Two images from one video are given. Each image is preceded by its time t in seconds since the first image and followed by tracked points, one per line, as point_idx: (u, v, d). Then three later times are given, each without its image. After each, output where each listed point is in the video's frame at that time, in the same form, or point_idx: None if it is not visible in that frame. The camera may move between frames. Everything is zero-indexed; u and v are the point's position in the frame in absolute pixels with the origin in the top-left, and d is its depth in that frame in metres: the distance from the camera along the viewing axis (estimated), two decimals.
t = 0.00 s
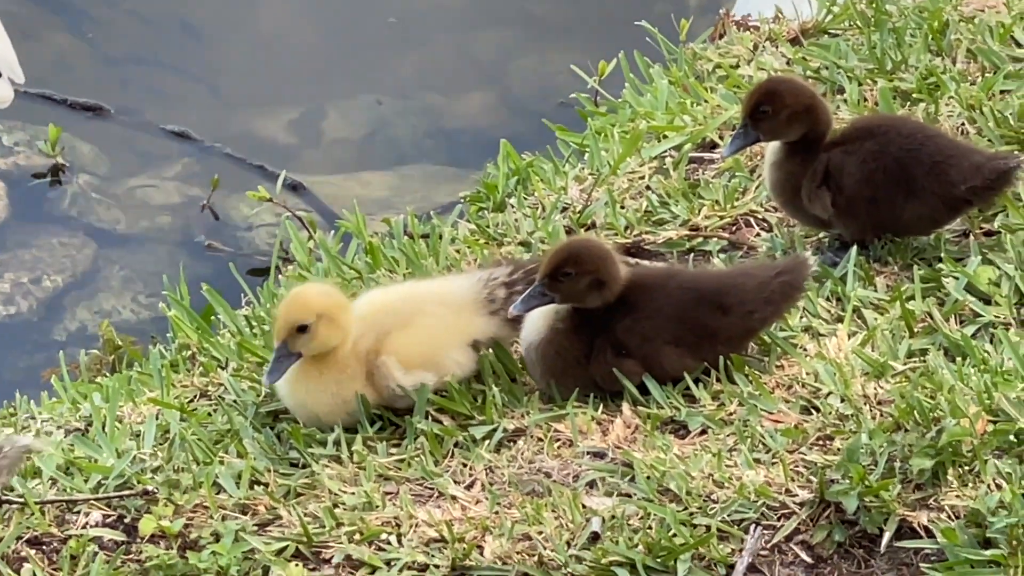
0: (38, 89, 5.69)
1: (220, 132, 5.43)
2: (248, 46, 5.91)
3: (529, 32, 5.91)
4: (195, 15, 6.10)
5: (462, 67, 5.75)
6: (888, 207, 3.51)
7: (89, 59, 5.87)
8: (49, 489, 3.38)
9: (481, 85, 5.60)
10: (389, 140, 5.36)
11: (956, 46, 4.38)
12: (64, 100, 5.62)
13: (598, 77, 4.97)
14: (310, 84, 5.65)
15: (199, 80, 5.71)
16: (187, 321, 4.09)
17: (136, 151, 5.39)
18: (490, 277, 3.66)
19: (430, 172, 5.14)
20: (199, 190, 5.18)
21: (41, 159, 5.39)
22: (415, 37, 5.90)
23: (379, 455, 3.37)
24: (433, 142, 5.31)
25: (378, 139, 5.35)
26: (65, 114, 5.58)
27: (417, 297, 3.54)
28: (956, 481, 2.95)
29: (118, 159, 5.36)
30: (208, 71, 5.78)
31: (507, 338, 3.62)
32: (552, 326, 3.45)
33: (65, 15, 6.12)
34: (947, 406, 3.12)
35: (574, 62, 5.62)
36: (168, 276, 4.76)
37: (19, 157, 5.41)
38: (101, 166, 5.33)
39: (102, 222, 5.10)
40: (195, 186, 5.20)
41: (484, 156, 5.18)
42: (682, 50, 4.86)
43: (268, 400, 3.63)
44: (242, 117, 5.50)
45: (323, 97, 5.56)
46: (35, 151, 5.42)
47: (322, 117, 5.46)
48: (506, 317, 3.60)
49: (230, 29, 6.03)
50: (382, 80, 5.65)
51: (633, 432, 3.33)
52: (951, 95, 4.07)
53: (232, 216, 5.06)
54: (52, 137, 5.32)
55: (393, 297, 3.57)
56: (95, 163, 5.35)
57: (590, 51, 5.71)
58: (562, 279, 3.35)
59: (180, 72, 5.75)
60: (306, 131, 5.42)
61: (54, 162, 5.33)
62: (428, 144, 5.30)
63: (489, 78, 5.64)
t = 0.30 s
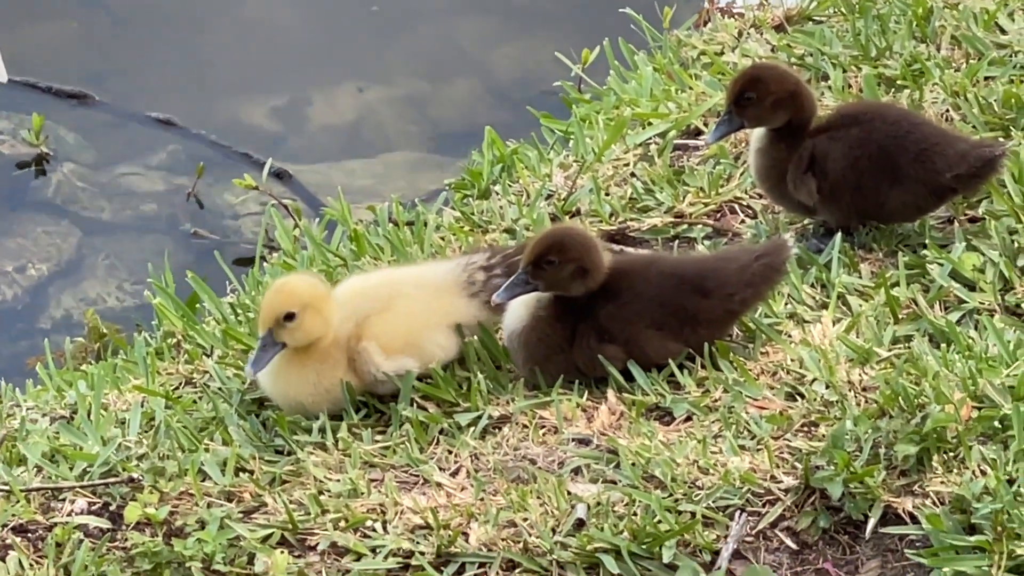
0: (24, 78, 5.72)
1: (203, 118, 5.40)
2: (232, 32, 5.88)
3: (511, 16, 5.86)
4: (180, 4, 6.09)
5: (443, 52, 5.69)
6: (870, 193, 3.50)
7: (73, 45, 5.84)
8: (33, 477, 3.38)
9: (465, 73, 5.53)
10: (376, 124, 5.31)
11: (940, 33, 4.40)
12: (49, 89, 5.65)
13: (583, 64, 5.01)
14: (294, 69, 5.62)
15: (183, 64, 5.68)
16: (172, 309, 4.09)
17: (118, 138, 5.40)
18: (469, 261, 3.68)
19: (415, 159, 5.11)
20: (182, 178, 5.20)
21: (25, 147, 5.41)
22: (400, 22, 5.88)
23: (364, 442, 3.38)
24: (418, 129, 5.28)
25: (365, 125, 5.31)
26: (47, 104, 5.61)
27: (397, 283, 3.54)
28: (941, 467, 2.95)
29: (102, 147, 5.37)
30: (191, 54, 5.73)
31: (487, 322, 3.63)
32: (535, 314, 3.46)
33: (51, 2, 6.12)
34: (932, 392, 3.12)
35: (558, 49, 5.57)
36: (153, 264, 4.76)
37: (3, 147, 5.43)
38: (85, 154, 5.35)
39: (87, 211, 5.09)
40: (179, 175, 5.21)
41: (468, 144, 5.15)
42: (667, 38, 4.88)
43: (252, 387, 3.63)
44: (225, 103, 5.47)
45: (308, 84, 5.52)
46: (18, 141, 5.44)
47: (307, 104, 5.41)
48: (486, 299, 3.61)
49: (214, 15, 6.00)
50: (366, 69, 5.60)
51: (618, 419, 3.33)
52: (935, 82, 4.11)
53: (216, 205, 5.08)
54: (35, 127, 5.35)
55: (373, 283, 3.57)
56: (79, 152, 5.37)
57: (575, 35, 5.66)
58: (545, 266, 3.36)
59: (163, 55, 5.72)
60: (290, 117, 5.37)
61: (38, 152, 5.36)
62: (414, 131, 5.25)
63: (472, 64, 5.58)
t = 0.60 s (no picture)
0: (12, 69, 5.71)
1: (192, 109, 5.40)
2: (221, 20, 5.86)
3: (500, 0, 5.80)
4: None
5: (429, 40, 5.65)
6: (860, 181, 3.51)
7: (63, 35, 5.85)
8: (24, 468, 3.38)
9: (454, 63, 5.50)
10: (364, 115, 5.31)
11: (930, 23, 4.42)
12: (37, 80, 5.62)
13: (572, 55, 5.02)
14: (283, 59, 5.62)
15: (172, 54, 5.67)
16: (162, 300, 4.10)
17: (106, 128, 5.38)
18: (451, 244, 3.70)
19: (404, 150, 5.11)
20: (172, 168, 5.18)
21: (14, 137, 5.42)
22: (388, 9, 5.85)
23: (354, 432, 3.38)
24: (408, 120, 5.27)
25: (354, 115, 5.31)
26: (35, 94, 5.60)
27: (382, 274, 3.56)
28: (931, 457, 2.95)
29: (90, 137, 5.35)
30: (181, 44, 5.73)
31: (473, 310, 3.64)
32: (524, 304, 3.47)
33: None
34: (922, 382, 3.11)
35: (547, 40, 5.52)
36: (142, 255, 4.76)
37: None
38: (74, 145, 5.34)
39: (77, 202, 5.10)
40: (169, 165, 5.19)
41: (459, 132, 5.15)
42: (657, 29, 4.89)
43: (243, 377, 3.63)
44: (215, 95, 5.47)
45: (297, 75, 5.52)
46: (7, 132, 5.44)
47: (296, 95, 5.43)
48: (468, 281, 3.63)
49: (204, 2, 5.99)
50: (353, 61, 5.60)
51: (608, 409, 3.33)
52: (925, 71, 4.14)
53: (206, 195, 5.08)
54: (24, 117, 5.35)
55: (357, 274, 3.58)
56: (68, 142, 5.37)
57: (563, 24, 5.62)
58: (536, 257, 3.36)
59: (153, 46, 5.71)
60: (279, 109, 5.38)
61: (27, 142, 5.36)
62: (402, 120, 5.26)
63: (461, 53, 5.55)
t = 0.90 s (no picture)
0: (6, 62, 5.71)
1: (184, 102, 5.37)
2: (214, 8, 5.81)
3: None
4: None
5: (421, 31, 5.65)
6: (855, 176, 3.51)
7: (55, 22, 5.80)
8: (17, 460, 3.38)
9: (446, 55, 5.51)
10: (355, 106, 5.30)
11: (922, 15, 4.42)
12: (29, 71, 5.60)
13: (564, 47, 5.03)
14: (276, 49, 5.59)
15: (164, 42, 5.63)
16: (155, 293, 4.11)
17: (97, 121, 5.37)
18: (439, 239, 3.69)
19: (398, 143, 5.11)
20: (164, 161, 5.19)
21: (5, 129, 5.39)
22: None
23: (347, 425, 3.37)
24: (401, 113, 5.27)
25: (345, 107, 5.30)
26: (27, 86, 5.59)
27: (374, 268, 3.57)
28: (924, 449, 2.96)
29: (83, 130, 5.36)
30: (174, 32, 5.67)
31: (464, 302, 3.64)
32: (516, 297, 3.47)
33: None
34: (915, 374, 3.11)
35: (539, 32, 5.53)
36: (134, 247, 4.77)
37: None
38: (66, 138, 5.35)
39: (69, 194, 5.10)
40: (161, 159, 5.21)
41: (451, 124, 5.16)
42: (650, 21, 4.89)
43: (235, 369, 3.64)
44: (207, 86, 5.45)
45: (289, 66, 5.49)
46: None
47: (288, 88, 5.39)
48: (459, 275, 3.62)
49: None
50: (344, 52, 5.56)
51: (601, 401, 3.33)
52: (917, 64, 4.15)
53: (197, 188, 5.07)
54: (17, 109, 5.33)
55: (348, 268, 3.59)
56: (61, 135, 5.36)
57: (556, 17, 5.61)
58: (529, 250, 3.36)
59: (146, 34, 5.67)
60: (271, 101, 5.35)
61: (20, 134, 5.34)
62: (394, 112, 5.26)
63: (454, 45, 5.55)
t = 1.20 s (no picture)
0: None
1: (177, 93, 5.37)
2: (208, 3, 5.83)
3: None
4: None
5: (417, 22, 5.66)
6: (845, 163, 3.52)
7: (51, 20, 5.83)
8: (11, 453, 3.39)
9: (440, 48, 5.52)
10: (348, 98, 5.31)
11: (914, 7, 4.43)
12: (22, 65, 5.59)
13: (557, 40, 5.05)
14: (269, 41, 5.59)
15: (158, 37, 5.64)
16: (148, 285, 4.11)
17: (87, 110, 5.33)
18: (431, 231, 3.69)
19: (391, 134, 5.12)
20: (157, 152, 5.16)
21: None
22: None
23: (340, 417, 3.37)
24: (395, 105, 5.28)
25: (338, 99, 5.30)
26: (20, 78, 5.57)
27: (365, 261, 3.58)
28: (917, 441, 2.96)
29: (76, 122, 5.33)
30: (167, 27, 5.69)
31: (457, 294, 3.65)
32: (508, 289, 3.47)
33: None
34: (907, 365, 3.11)
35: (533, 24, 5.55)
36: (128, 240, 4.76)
37: None
38: (60, 130, 5.33)
39: (63, 186, 5.09)
40: (153, 149, 5.17)
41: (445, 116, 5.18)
42: (643, 13, 4.90)
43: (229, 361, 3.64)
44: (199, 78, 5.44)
45: (282, 59, 5.50)
46: None
47: (281, 79, 5.41)
48: (450, 266, 3.64)
49: None
50: (337, 43, 5.57)
51: (595, 393, 3.33)
52: (910, 56, 4.15)
53: (192, 179, 5.06)
54: (8, 101, 5.31)
55: (339, 260, 3.59)
56: (54, 128, 5.35)
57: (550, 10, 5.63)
58: (522, 242, 3.37)
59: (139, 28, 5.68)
60: (264, 93, 5.36)
61: (11, 126, 5.33)
62: (388, 104, 5.27)
63: (449, 38, 5.56)
